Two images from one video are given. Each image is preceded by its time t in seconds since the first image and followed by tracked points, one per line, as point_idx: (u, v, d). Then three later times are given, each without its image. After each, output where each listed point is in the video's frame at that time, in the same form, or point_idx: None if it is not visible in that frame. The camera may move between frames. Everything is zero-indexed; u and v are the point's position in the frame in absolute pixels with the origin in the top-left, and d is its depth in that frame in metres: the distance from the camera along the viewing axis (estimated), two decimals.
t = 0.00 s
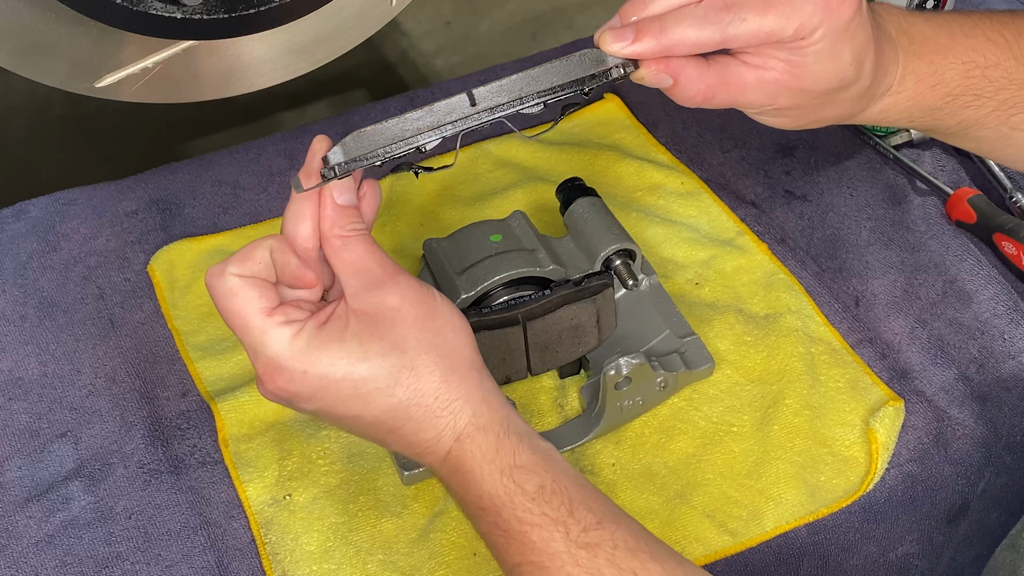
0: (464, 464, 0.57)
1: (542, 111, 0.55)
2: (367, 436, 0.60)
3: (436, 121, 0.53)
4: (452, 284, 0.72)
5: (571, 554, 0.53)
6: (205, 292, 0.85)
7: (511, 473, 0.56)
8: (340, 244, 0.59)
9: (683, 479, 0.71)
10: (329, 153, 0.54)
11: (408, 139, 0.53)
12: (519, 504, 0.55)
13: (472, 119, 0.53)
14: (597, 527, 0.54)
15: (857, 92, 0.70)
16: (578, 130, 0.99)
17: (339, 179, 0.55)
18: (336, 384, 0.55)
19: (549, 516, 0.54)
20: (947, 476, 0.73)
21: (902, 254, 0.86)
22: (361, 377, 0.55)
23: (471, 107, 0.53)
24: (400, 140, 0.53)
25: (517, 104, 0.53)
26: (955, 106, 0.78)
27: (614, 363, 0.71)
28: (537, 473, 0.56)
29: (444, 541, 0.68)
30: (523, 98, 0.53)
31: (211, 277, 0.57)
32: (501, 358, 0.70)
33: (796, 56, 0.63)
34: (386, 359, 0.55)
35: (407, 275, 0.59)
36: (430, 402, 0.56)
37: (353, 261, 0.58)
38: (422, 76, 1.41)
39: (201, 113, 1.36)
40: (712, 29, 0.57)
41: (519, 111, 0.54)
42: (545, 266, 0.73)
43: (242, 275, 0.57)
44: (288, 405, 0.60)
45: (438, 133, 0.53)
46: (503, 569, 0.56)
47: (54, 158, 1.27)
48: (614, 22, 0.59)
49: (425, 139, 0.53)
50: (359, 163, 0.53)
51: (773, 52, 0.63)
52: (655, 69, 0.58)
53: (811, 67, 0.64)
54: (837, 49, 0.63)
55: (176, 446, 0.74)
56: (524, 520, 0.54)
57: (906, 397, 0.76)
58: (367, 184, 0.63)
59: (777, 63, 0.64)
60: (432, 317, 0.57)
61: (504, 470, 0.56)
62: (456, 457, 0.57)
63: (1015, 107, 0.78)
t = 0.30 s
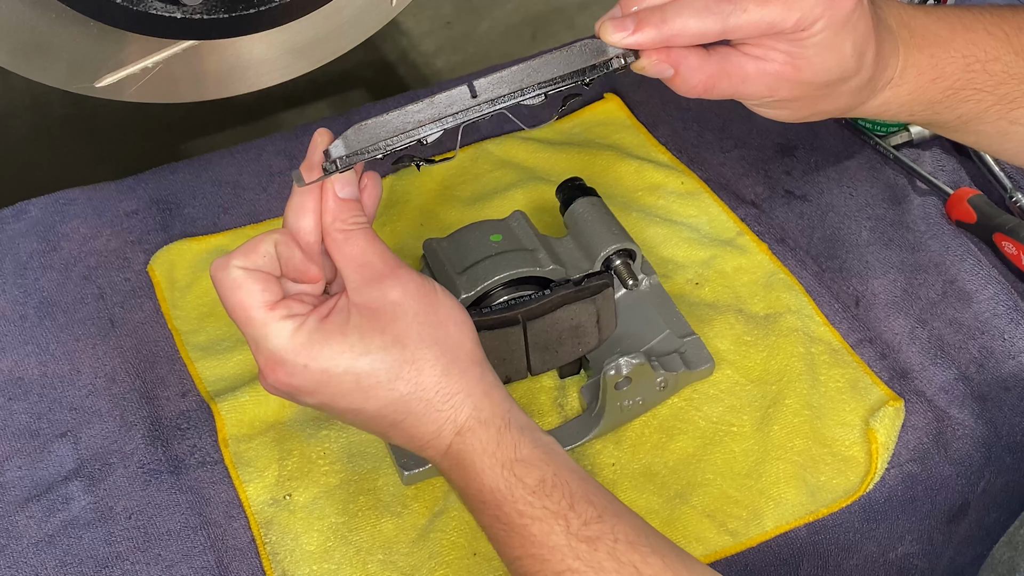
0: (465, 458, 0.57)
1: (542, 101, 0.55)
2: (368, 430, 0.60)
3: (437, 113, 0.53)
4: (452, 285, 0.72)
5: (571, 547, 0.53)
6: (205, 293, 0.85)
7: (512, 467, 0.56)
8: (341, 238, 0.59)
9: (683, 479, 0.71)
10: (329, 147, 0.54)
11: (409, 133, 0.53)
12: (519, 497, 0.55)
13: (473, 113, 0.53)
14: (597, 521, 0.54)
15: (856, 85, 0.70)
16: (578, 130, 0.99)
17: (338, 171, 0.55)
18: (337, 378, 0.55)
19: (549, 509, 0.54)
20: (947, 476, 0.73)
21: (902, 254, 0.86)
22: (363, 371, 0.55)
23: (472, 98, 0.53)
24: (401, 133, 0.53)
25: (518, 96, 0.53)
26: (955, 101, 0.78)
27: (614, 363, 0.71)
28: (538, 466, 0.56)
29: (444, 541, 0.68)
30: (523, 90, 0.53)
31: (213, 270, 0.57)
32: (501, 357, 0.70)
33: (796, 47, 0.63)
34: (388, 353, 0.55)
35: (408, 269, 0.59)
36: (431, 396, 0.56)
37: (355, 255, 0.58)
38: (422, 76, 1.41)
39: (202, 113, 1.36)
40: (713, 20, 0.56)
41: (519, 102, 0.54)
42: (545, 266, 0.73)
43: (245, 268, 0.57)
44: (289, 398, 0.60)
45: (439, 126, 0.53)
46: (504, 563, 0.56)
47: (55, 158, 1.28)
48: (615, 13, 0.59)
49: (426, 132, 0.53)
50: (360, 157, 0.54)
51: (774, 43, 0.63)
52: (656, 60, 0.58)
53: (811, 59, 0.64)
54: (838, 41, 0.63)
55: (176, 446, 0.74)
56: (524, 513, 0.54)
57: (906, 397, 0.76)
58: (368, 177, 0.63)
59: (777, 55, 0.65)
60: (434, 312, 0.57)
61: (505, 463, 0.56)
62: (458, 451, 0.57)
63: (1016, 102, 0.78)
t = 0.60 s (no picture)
0: (464, 462, 0.57)
1: (541, 107, 0.55)
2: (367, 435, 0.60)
3: (434, 119, 0.53)
4: (452, 285, 0.72)
5: (570, 551, 0.53)
6: (205, 292, 0.85)
7: (511, 471, 0.56)
8: (339, 244, 0.59)
9: (683, 479, 0.71)
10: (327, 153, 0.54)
11: (407, 138, 0.53)
12: (519, 501, 0.55)
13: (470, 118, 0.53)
14: (597, 524, 0.54)
15: (855, 88, 0.70)
16: (578, 130, 0.99)
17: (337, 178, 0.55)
18: (336, 383, 0.55)
19: (548, 514, 0.54)
20: (947, 476, 0.73)
21: (902, 254, 0.86)
22: (361, 376, 0.55)
23: (470, 104, 0.53)
24: (398, 138, 0.53)
25: (516, 101, 0.53)
26: (953, 104, 0.78)
27: (614, 363, 0.71)
28: (537, 470, 0.56)
29: (444, 541, 0.68)
30: (521, 96, 0.53)
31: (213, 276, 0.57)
32: (501, 357, 0.70)
33: (793, 52, 0.63)
34: (386, 358, 0.55)
35: (407, 274, 0.59)
36: (430, 401, 0.56)
37: (353, 260, 0.58)
38: (422, 76, 1.41)
39: (201, 113, 1.36)
40: (710, 25, 0.56)
41: (517, 108, 0.54)
42: (545, 266, 0.73)
43: (245, 274, 0.56)
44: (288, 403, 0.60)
45: (436, 131, 0.53)
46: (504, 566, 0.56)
47: (54, 158, 1.28)
48: (612, 18, 0.59)
49: (423, 137, 0.53)
50: (358, 162, 0.53)
51: (771, 47, 0.63)
52: (654, 65, 0.59)
53: (809, 63, 0.64)
54: (835, 45, 0.63)
55: (176, 446, 0.74)
56: (523, 518, 0.54)
57: (906, 397, 0.76)
58: (367, 181, 0.63)
59: (774, 60, 0.65)
60: (432, 316, 0.57)
61: (504, 468, 0.56)
62: (457, 455, 0.57)
63: (1014, 104, 0.78)
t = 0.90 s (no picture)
0: (464, 464, 0.57)
1: (542, 109, 0.55)
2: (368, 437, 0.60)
3: (435, 122, 0.53)
4: (452, 285, 0.72)
5: (570, 553, 0.53)
6: (205, 292, 0.85)
7: (511, 473, 0.56)
8: (339, 246, 0.59)
9: (683, 479, 0.71)
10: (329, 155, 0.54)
11: (408, 141, 0.53)
12: (519, 503, 0.55)
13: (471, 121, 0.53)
14: (597, 526, 0.54)
15: (856, 91, 0.70)
16: (578, 130, 0.99)
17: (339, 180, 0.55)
18: (336, 385, 0.55)
19: (548, 515, 0.54)
20: (947, 476, 0.73)
21: (902, 254, 0.86)
22: (362, 378, 0.55)
23: (471, 107, 0.53)
24: (400, 141, 0.53)
25: (518, 105, 0.53)
26: (955, 107, 0.78)
27: (614, 363, 0.71)
28: (537, 472, 0.56)
29: (444, 541, 0.68)
30: (522, 98, 0.53)
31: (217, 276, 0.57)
32: (501, 357, 0.70)
33: (794, 54, 0.63)
34: (386, 360, 0.55)
35: (408, 276, 0.59)
36: (430, 403, 0.56)
37: (354, 262, 0.58)
38: (422, 76, 1.41)
39: (202, 113, 1.36)
40: (711, 28, 0.56)
41: (518, 110, 0.53)
42: (545, 266, 0.73)
43: (248, 275, 0.56)
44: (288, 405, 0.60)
45: (438, 134, 0.53)
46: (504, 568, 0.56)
47: (54, 158, 1.28)
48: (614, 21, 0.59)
49: (425, 140, 0.53)
50: (360, 165, 0.53)
51: (772, 50, 0.63)
52: (655, 68, 0.58)
53: (810, 65, 0.64)
54: (836, 47, 0.63)
55: (176, 446, 0.74)
56: (523, 520, 0.54)
57: (906, 397, 0.76)
58: (368, 183, 0.63)
59: (775, 62, 0.64)
60: (432, 318, 0.57)
61: (504, 470, 0.56)
62: (458, 457, 0.57)
63: (1016, 107, 0.78)
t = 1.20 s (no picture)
0: (469, 463, 0.57)
1: (548, 109, 0.55)
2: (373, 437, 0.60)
3: (441, 121, 0.53)
4: (452, 285, 0.72)
5: (574, 552, 0.53)
6: (205, 292, 0.85)
7: (516, 473, 0.56)
8: (346, 246, 0.59)
9: (683, 479, 0.71)
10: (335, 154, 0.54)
11: (414, 141, 0.53)
12: (523, 503, 0.55)
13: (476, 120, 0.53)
14: (602, 527, 0.54)
15: (861, 91, 0.70)
16: (578, 130, 0.99)
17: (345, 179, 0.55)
18: (342, 384, 0.55)
19: (553, 515, 0.54)
20: (947, 476, 0.73)
21: (902, 254, 0.86)
22: (367, 377, 0.55)
23: (477, 107, 0.53)
24: (406, 141, 0.53)
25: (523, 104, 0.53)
26: (963, 108, 0.78)
27: (614, 363, 0.71)
28: (542, 472, 0.56)
29: (444, 541, 0.68)
30: (528, 99, 0.53)
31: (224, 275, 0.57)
32: (501, 357, 0.70)
33: (800, 56, 0.63)
34: (391, 359, 0.55)
35: (413, 276, 0.59)
36: (435, 403, 0.56)
37: (360, 261, 0.58)
38: (422, 76, 1.41)
39: (202, 113, 1.36)
40: (716, 30, 0.57)
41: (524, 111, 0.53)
42: (545, 266, 0.73)
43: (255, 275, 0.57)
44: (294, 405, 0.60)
45: (444, 134, 0.53)
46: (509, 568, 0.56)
47: (54, 158, 1.28)
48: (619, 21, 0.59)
49: (431, 140, 0.53)
50: (366, 164, 0.53)
51: (777, 52, 0.64)
52: (661, 69, 0.59)
53: (814, 67, 0.64)
54: (841, 50, 0.63)
55: (176, 446, 0.74)
56: (528, 520, 0.54)
57: (906, 397, 0.76)
58: (374, 184, 0.63)
59: (780, 64, 0.64)
60: (437, 318, 0.57)
61: (509, 470, 0.56)
62: (462, 457, 0.57)
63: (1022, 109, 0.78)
